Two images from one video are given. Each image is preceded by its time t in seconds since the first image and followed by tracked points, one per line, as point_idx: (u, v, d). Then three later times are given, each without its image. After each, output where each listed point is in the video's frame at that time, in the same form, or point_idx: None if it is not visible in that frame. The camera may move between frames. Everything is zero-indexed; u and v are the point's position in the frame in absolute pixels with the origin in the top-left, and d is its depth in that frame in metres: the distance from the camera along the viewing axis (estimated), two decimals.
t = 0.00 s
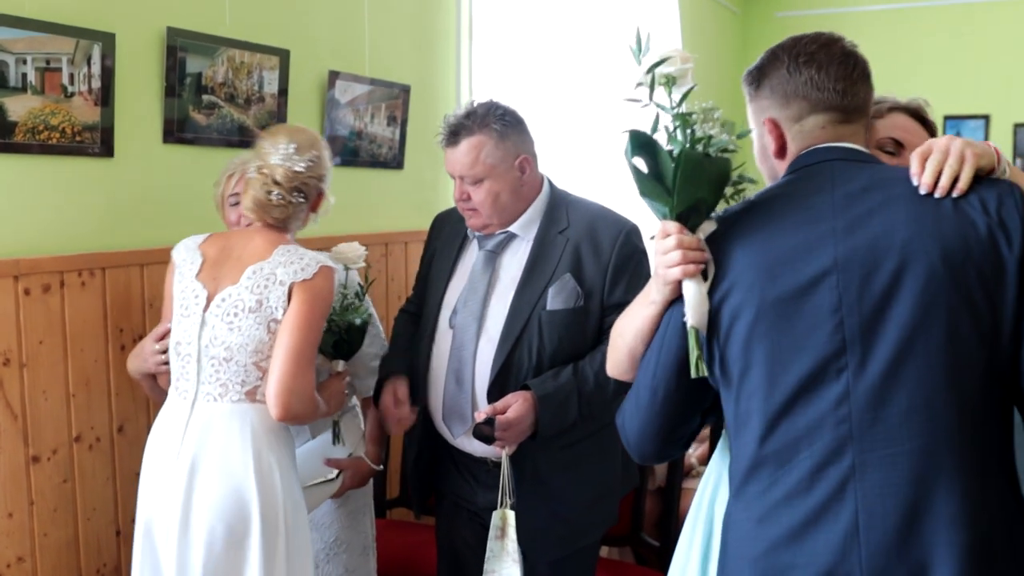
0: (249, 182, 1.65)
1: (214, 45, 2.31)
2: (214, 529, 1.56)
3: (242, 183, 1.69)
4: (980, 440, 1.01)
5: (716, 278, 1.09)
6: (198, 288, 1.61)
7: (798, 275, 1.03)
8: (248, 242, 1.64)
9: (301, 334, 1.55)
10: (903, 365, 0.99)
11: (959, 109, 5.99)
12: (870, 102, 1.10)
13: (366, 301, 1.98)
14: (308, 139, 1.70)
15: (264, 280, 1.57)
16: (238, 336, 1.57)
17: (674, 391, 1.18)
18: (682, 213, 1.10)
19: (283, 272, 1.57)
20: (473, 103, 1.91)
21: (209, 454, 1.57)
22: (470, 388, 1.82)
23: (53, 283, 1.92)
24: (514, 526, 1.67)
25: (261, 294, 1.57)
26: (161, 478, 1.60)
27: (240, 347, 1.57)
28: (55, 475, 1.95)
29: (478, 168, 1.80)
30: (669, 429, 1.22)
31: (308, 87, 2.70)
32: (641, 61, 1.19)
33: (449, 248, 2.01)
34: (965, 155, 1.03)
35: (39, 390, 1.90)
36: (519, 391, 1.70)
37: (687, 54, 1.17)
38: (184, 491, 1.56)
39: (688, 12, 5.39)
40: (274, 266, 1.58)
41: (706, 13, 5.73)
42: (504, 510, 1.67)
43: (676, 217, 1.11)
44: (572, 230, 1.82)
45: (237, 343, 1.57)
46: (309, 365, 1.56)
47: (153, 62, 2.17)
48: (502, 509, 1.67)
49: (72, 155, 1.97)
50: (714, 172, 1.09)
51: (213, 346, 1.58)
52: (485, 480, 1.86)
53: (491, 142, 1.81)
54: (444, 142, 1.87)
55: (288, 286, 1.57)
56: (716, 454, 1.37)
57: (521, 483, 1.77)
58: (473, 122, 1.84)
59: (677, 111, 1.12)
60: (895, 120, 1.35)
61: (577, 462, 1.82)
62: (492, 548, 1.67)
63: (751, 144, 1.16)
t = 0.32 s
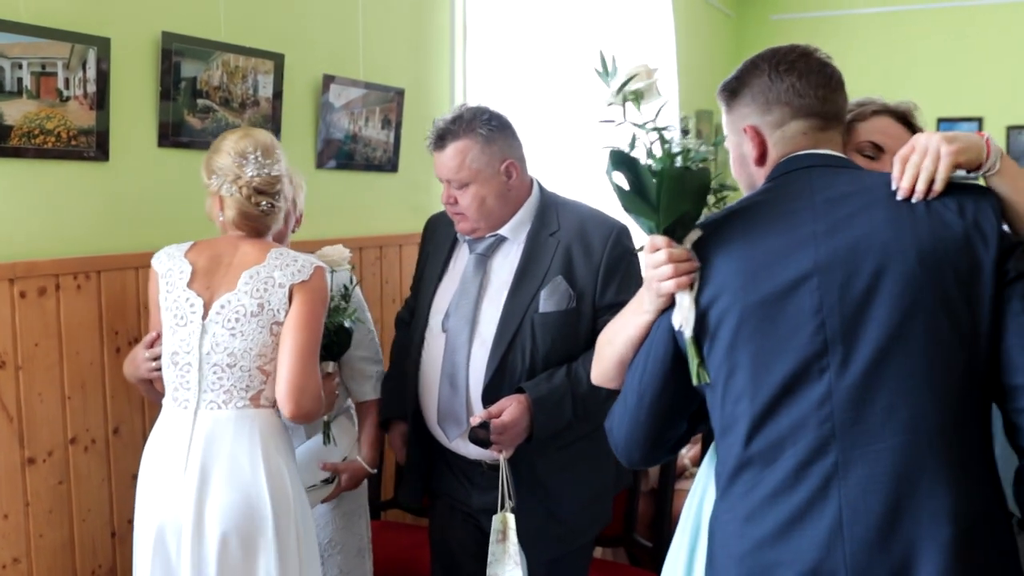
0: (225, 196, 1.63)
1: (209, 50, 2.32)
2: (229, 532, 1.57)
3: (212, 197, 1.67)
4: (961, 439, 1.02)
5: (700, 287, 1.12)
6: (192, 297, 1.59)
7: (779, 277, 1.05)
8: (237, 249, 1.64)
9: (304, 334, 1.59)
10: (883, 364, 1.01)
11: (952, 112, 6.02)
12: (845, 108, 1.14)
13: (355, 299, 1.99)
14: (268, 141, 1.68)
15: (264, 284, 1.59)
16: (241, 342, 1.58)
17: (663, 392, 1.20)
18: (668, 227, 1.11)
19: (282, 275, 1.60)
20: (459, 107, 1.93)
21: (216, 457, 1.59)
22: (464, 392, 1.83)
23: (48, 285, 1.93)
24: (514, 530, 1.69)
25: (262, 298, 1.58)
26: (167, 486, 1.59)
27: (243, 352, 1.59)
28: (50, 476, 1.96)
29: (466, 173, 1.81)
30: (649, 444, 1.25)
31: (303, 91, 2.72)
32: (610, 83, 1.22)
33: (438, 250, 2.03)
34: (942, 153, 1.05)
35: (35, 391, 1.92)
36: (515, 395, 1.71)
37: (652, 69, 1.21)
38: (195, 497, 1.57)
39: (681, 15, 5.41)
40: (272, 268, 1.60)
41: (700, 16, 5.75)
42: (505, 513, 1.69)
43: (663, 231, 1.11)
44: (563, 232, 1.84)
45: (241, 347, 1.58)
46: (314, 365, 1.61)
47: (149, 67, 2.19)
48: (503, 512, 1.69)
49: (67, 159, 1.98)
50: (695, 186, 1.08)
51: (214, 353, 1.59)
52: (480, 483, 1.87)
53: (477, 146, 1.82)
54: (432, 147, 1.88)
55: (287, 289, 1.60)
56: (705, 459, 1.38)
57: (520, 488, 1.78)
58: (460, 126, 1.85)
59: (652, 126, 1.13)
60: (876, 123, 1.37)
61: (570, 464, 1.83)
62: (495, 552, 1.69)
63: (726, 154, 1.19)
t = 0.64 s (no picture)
0: (208, 204, 1.64)
1: (200, 54, 2.34)
2: (226, 529, 1.58)
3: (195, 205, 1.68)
4: (936, 437, 1.04)
5: (677, 289, 1.15)
6: (185, 298, 1.61)
7: (755, 279, 1.08)
8: (227, 253, 1.65)
9: (296, 331, 1.62)
10: (858, 365, 1.03)
11: (941, 115, 6.06)
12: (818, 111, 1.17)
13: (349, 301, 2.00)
14: (246, 148, 1.68)
15: (256, 283, 1.61)
16: (236, 339, 1.60)
17: (646, 393, 1.22)
18: (648, 233, 1.14)
19: (273, 275, 1.63)
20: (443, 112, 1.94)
21: (212, 455, 1.60)
22: (451, 397, 1.85)
23: (39, 290, 1.95)
24: (506, 536, 1.70)
25: (255, 295, 1.61)
26: (163, 485, 1.59)
27: (238, 349, 1.60)
28: (41, 479, 1.97)
29: (449, 180, 1.83)
30: (639, 447, 1.27)
31: (293, 96, 2.74)
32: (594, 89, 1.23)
33: (424, 253, 2.06)
34: (915, 155, 1.06)
35: (25, 395, 1.93)
36: (503, 401, 1.73)
37: (637, 75, 1.23)
38: (193, 494, 1.57)
39: (671, 20, 5.43)
40: (263, 267, 1.63)
41: (690, 21, 5.78)
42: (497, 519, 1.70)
43: (643, 236, 1.14)
44: (548, 237, 1.86)
45: (235, 345, 1.60)
46: (308, 360, 1.63)
47: (140, 71, 2.20)
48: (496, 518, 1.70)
49: (59, 163, 1.99)
50: (675, 190, 1.10)
51: (208, 351, 1.60)
52: (470, 485, 1.89)
53: (460, 153, 1.84)
54: (415, 155, 1.90)
55: (279, 287, 1.63)
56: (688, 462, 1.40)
57: (510, 492, 1.79)
58: (444, 133, 1.87)
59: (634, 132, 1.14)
60: (850, 126, 1.40)
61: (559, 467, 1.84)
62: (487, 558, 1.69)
63: (702, 159, 1.21)
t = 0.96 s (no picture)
0: (190, 207, 1.65)
1: (183, 58, 2.35)
2: (212, 528, 1.58)
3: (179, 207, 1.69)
4: (907, 441, 1.06)
5: (653, 291, 1.17)
6: (171, 299, 1.62)
7: (729, 281, 1.10)
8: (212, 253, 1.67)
9: (283, 332, 1.62)
10: (829, 367, 1.05)
11: (923, 117, 6.11)
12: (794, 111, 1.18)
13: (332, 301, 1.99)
14: (228, 149, 1.68)
15: (242, 283, 1.63)
16: (222, 339, 1.61)
17: (623, 392, 1.24)
18: (625, 235, 1.15)
19: (259, 275, 1.64)
20: (425, 117, 1.95)
21: (198, 455, 1.61)
22: (432, 399, 1.87)
23: (22, 293, 1.95)
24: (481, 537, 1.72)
25: (241, 296, 1.62)
26: (150, 485, 1.60)
27: (225, 349, 1.61)
28: (24, 482, 1.98)
29: (431, 185, 1.84)
30: (614, 448, 1.28)
31: (277, 99, 2.74)
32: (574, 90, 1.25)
33: (407, 251, 2.08)
34: (890, 159, 1.08)
35: (8, 399, 1.93)
36: (481, 404, 1.74)
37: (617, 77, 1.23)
38: (180, 494, 1.58)
39: (655, 22, 5.46)
40: (249, 268, 1.64)
41: (675, 22, 5.81)
42: (473, 520, 1.72)
43: (620, 238, 1.16)
44: (528, 241, 1.87)
45: (221, 345, 1.61)
46: (295, 361, 1.64)
47: (123, 75, 2.20)
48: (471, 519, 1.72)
49: (41, 166, 2.00)
50: (653, 193, 1.12)
51: (195, 352, 1.61)
52: (453, 487, 1.90)
53: (440, 158, 1.84)
54: (396, 161, 1.91)
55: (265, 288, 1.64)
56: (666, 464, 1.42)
57: (492, 493, 1.81)
58: (423, 139, 1.87)
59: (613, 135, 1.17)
60: (825, 130, 1.42)
61: (541, 468, 1.86)
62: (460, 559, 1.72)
63: (680, 161, 1.24)
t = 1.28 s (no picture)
0: (159, 193, 1.63)
1: (176, 63, 2.36)
2: (195, 529, 1.60)
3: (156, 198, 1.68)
4: (886, 444, 1.08)
5: (634, 298, 1.19)
6: (145, 306, 1.61)
7: (709, 287, 1.12)
8: (183, 251, 1.64)
9: (261, 333, 1.62)
10: (807, 372, 1.07)
11: (913, 121, 6.14)
12: (777, 114, 1.20)
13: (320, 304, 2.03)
14: (206, 141, 1.68)
15: (214, 285, 1.59)
16: (198, 345, 1.60)
17: (606, 398, 1.25)
18: (608, 241, 1.17)
19: (230, 275, 1.61)
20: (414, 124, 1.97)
21: (182, 456, 1.62)
22: (420, 403, 1.88)
23: (14, 298, 1.96)
24: (463, 539, 1.73)
25: (214, 299, 1.59)
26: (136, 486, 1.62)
27: (202, 354, 1.61)
28: (16, 487, 1.98)
29: (421, 192, 1.85)
30: (600, 454, 1.30)
31: (269, 104, 2.76)
32: (557, 96, 1.26)
33: (396, 256, 2.10)
34: (874, 164, 1.09)
35: None
36: (467, 406, 1.75)
37: (601, 85, 1.26)
38: (165, 493, 1.60)
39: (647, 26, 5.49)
40: (221, 267, 1.61)
41: (666, 27, 5.84)
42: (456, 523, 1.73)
43: (602, 245, 1.18)
44: (516, 244, 1.89)
45: (198, 350, 1.61)
46: (276, 363, 1.64)
47: (115, 81, 2.21)
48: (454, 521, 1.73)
49: (34, 172, 2.01)
50: (634, 200, 1.14)
51: (173, 358, 1.61)
52: (444, 489, 1.91)
53: (429, 165, 1.85)
54: (385, 169, 1.91)
55: (239, 288, 1.61)
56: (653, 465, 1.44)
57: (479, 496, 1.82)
58: (411, 146, 1.88)
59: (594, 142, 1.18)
60: (808, 135, 1.44)
61: (530, 472, 1.87)
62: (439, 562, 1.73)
63: (666, 166, 1.26)
